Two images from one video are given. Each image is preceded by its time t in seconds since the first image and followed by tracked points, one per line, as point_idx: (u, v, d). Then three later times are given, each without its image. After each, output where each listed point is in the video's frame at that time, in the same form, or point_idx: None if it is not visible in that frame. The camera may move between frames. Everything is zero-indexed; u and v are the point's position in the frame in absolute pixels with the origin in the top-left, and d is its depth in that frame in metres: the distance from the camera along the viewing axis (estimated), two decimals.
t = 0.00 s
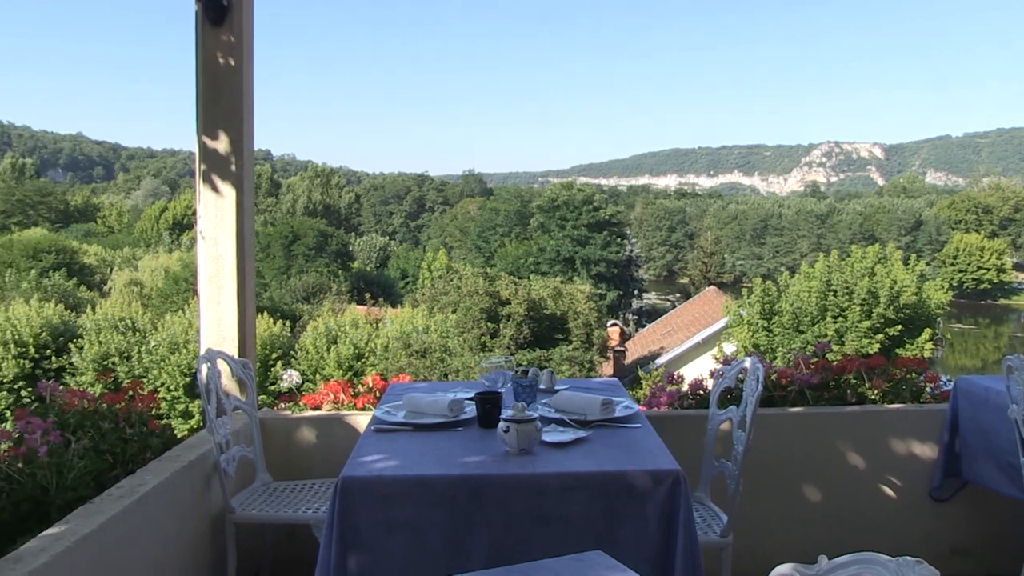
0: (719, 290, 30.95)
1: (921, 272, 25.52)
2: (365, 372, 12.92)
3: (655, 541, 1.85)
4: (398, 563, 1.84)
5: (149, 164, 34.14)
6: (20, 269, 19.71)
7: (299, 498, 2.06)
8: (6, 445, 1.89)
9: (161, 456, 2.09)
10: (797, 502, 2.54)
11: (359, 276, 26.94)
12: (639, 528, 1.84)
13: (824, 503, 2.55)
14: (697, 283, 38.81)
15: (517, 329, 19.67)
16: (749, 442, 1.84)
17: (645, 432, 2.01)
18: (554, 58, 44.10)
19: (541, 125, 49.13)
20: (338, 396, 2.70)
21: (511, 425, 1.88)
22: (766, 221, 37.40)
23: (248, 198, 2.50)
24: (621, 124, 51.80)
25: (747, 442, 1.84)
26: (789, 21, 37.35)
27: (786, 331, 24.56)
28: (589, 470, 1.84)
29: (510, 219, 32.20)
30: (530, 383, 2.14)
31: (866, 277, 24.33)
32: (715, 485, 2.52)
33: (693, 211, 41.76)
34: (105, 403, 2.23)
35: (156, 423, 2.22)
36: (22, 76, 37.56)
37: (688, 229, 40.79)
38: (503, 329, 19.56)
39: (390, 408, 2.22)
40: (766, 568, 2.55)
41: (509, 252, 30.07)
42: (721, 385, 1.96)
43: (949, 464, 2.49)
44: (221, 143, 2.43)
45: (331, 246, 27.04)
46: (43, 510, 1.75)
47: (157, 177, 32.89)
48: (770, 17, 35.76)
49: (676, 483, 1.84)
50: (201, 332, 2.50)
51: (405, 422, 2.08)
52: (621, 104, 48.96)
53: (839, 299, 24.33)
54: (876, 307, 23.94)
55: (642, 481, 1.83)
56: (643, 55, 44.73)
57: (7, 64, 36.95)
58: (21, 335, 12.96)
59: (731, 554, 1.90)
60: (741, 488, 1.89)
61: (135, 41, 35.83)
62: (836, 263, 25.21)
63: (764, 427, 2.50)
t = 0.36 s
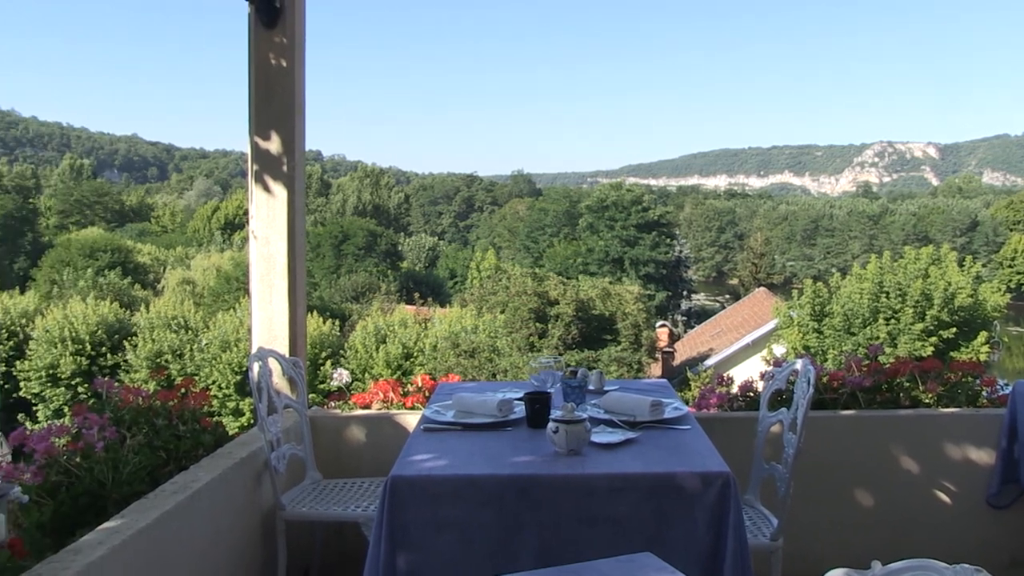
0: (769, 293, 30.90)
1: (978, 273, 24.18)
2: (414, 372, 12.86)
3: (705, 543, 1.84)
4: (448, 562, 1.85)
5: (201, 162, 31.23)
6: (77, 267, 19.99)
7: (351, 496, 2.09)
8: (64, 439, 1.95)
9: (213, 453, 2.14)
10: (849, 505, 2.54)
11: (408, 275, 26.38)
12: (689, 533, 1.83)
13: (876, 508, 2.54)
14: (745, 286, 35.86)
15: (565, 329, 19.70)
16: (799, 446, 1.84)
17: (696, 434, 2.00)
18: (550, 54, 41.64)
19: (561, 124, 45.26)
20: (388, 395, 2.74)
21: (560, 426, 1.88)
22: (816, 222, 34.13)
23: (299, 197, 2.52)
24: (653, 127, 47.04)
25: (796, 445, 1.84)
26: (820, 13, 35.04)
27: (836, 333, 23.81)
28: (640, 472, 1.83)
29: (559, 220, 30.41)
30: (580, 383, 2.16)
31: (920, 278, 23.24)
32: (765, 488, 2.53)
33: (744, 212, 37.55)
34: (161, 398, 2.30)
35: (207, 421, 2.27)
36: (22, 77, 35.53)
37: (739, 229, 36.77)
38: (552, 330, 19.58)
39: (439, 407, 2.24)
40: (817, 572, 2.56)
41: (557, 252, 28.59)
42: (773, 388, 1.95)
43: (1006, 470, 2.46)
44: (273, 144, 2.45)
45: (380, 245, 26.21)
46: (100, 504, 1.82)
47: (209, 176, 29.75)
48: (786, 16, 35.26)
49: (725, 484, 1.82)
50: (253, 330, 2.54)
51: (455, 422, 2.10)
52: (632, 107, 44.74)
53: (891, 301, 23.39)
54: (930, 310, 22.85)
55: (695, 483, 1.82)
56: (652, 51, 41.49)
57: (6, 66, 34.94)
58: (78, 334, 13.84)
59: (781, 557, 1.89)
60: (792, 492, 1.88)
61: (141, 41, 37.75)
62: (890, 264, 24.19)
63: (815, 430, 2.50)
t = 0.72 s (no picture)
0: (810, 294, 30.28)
1: None
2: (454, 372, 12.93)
3: (745, 547, 1.81)
4: (489, 562, 1.85)
5: (242, 164, 27.63)
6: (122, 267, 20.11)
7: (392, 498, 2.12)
8: (110, 436, 1.99)
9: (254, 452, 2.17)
10: (892, 509, 2.52)
11: (449, 275, 25.22)
12: (729, 536, 1.80)
13: (920, 512, 2.52)
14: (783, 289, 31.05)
15: (604, 330, 19.68)
16: (840, 447, 1.82)
17: (737, 437, 1.98)
18: (562, 52, 40.87)
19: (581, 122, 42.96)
20: (427, 395, 2.78)
21: (599, 427, 1.88)
22: (859, 222, 29.11)
23: (341, 198, 2.53)
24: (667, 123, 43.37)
25: (837, 447, 1.83)
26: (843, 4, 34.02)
27: (879, 334, 23.28)
28: (681, 474, 1.81)
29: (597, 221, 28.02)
30: (620, 385, 2.17)
31: (964, 279, 22.39)
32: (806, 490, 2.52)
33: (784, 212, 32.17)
34: (204, 397, 2.33)
35: (248, 420, 2.29)
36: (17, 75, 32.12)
37: (779, 230, 31.32)
38: (591, 331, 19.63)
39: (479, 408, 2.25)
40: None
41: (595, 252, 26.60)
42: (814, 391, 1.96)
43: None
44: (314, 144, 2.47)
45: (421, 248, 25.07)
46: (144, 500, 1.85)
47: (252, 176, 26.93)
48: (786, 15, 36.44)
49: (766, 486, 1.79)
50: (295, 330, 2.56)
51: (494, 422, 2.10)
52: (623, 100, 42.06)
53: (934, 303, 22.74)
54: (974, 312, 22.25)
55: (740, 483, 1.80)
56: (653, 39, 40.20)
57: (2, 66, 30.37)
58: (123, 333, 14.04)
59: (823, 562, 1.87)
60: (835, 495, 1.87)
61: (142, 42, 33.53)
62: (934, 265, 23.39)
63: (857, 433, 2.50)
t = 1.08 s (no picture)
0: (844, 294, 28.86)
1: None
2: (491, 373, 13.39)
3: (781, 549, 1.79)
4: (522, 561, 1.85)
5: (281, 165, 29.05)
6: (159, 266, 20.67)
7: (426, 498, 2.13)
8: (148, 432, 2.03)
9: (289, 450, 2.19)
10: (931, 513, 2.51)
11: (481, 275, 24.85)
12: (764, 538, 1.78)
13: (959, 517, 2.50)
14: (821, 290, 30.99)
15: (637, 330, 18.16)
16: (875, 451, 1.82)
17: (771, 438, 1.97)
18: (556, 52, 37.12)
19: (596, 117, 39.65)
20: (461, 395, 2.84)
21: (634, 428, 1.88)
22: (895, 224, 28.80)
23: (375, 198, 2.54)
24: (681, 118, 40.23)
25: (873, 449, 1.83)
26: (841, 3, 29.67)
27: (914, 336, 21.66)
28: (716, 475, 1.79)
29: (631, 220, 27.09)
30: (653, 385, 2.19)
31: (1004, 280, 20.85)
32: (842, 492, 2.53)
33: (820, 213, 32.88)
34: (239, 395, 2.36)
35: (284, 419, 2.32)
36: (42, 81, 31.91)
37: (814, 231, 32.02)
38: (625, 331, 18.07)
39: (512, 408, 2.26)
40: None
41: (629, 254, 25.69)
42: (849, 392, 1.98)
43: None
44: (349, 145, 2.49)
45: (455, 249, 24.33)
46: (181, 496, 1.87)
47: (287, 176, 28.12)
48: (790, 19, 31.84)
49: (803, 489, 1.77)
50: (330, 329, 2.58)
51: (528, 422, 2.11)
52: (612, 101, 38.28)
53: (974, 304, 20.97)
54: (1016, 313, 20.55)
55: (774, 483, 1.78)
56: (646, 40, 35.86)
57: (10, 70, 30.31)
58: (159, 330, 14.52)
59: (858, 566, 1.86)
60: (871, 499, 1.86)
61: (142, 41, 33.86)
62: (973, 266, 21.78)
63: (895, 435, 2.50)
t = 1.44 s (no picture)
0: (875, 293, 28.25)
1: None
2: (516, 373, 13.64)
3: (810, 553, 1.77)
4: (551, 561, 1.85)
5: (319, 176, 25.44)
6: (190, 266, 20.77)
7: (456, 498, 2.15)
8: (180, 429, 2.07)
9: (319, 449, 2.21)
10: (966, 519, 2.49)
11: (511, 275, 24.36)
12: (795, 541, 1.77)
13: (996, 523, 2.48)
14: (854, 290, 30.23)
15: (667, 331, 17.24)
16: (909, 454, 1.80)
17: (803, 440, 1.96)
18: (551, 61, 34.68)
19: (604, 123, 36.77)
20: (490, 395, 2.89)
21: (665, 429, 1.88)
22: (929, 225, 27.41)
23: (405, 197, 2.55)
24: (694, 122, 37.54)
25: (906, 454, 1.81)
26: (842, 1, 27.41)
27: (949, 339, 20.13)
28: (746, 477, 1.78)
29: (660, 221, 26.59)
30: (684, 386, 2.19)
31: None
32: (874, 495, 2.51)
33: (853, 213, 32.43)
34: (271, 394, 2.39)
35: (314, 417, 2.34)
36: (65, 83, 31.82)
37: (847, 231, 31.42)
38: (654, 332, 17.19)
39: (543, 407, 2.26)
40: None
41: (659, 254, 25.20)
42: (880, 396, 1.98)
43: None
44: (380, 144, 2.49)
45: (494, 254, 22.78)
46: (213, 494, 1.89)
47: (318, 176, 27.41)
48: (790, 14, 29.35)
49: (834, 493, 1.75)
50: (360, 328, 2.60)
51: (558, 422, 2.12)
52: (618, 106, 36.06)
53: (1011, 306, 19.75)
54: None
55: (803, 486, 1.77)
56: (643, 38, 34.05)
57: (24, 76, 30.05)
58: (191, 330, 14.87)
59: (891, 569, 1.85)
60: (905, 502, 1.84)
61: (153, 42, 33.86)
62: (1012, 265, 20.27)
63: (929, 440, 2.49)
